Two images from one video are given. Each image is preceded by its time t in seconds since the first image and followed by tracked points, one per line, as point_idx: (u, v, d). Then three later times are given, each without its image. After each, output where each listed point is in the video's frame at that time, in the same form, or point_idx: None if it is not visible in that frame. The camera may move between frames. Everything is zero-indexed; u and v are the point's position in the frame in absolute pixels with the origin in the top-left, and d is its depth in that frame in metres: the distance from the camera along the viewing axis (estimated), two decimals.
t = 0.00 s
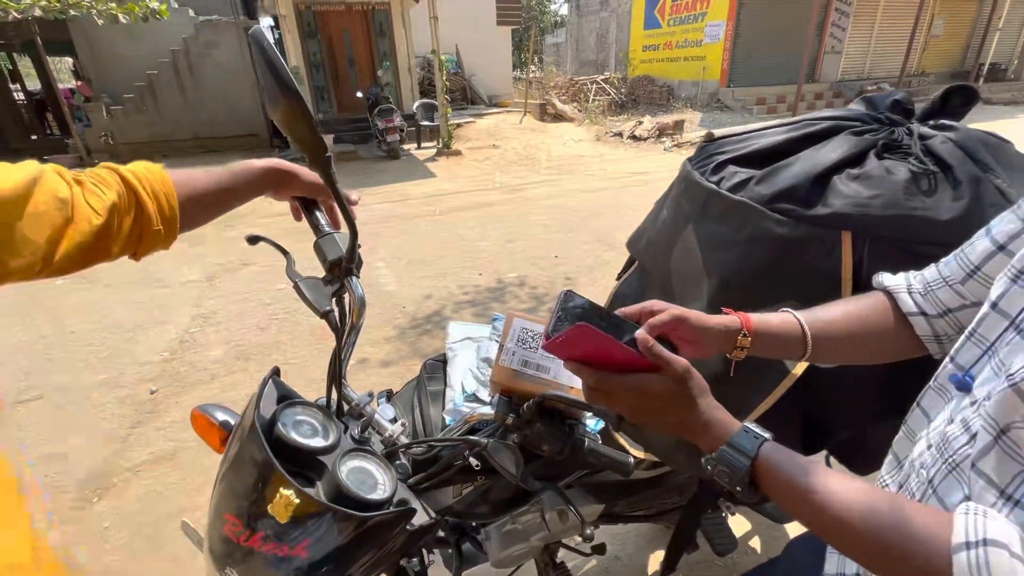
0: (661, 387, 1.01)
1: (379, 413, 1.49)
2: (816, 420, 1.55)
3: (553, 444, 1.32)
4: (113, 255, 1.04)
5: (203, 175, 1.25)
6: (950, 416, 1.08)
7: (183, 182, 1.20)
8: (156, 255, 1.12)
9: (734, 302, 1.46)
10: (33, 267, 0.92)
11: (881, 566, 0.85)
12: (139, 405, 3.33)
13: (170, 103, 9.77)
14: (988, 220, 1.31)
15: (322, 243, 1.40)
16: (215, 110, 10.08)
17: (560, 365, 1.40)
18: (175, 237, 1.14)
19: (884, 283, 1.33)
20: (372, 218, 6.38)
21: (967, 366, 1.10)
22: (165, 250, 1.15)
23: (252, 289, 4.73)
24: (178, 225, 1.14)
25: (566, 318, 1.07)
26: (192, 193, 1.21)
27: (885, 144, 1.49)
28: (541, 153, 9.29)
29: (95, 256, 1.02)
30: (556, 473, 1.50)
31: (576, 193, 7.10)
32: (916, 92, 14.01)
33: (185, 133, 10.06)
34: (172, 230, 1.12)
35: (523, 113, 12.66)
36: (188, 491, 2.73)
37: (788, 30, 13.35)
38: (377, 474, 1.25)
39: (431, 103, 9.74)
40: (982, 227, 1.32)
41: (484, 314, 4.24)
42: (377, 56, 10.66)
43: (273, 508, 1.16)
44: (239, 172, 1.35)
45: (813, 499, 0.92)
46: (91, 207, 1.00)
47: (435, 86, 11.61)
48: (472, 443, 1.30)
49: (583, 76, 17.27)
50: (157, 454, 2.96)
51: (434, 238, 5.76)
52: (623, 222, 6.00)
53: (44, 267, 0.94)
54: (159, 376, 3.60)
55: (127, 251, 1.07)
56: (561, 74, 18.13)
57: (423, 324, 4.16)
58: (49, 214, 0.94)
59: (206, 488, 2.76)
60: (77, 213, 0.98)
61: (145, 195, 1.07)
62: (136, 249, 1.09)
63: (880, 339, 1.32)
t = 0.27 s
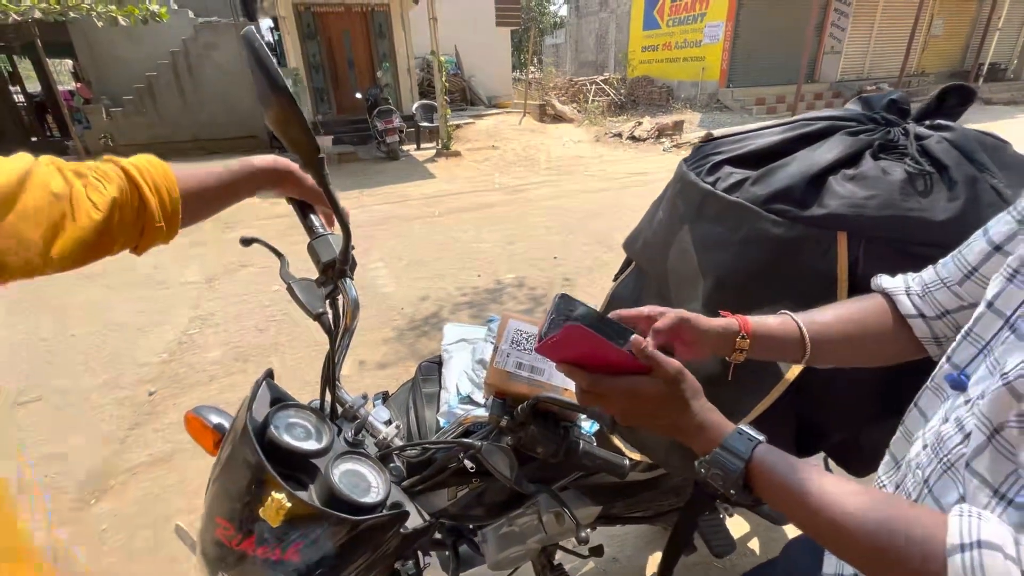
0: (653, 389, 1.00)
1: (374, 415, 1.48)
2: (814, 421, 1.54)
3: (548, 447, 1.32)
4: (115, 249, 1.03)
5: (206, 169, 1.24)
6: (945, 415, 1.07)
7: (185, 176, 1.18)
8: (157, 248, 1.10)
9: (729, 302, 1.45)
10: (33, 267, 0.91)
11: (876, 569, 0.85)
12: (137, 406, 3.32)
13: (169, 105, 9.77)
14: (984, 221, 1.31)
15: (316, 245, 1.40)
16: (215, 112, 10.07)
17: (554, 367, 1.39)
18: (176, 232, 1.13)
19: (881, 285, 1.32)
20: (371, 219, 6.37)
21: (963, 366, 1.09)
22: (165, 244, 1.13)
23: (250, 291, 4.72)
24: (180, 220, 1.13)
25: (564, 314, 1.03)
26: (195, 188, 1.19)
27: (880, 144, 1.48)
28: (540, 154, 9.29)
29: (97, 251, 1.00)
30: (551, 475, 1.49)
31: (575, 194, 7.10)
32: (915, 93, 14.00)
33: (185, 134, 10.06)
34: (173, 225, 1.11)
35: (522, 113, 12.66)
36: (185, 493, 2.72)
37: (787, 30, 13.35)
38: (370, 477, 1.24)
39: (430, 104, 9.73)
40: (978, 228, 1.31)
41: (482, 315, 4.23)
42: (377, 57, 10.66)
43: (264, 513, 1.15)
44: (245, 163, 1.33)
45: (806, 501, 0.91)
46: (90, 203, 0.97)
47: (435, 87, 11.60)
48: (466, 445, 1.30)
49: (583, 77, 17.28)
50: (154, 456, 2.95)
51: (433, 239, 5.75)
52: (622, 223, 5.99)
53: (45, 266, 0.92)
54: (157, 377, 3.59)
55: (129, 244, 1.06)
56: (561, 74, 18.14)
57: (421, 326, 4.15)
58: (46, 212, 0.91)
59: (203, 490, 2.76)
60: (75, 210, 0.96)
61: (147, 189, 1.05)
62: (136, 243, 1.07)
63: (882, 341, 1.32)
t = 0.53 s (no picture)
0: (652, 384, 1.00)
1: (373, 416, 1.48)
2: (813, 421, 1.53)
3: (547, 448, 1.32)
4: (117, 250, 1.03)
5: (207, 170, 1.24)
6: (946, 414, 1.07)
7: (186, 176, 1.18)
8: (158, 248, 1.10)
9: (728, 303, 1.45)
10: (36, 270, 0.90)
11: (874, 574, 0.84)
12: (135, 409, 3.31)
13: (167, 107, 9.76)
14: (984, 221, 1.30)
15: (314, 245, 1.39)
16: (213, 114, 10.07)
17: (553, 368, 1.38)
18: (177, 234, 1.13)
19: (906, 292, 1.32)
20: (370, 221, 6.37)
21: (965, 366, 1.09)
22: (166, 244, 1.13)
23: (249, 292, 4.72)
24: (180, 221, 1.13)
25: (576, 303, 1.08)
26: (196, 188, 1.19)
27: (879, 144, 1.48)
28: (539, 155, 9.29)
29: (99, 253, 1.00)
30: (551, 476, 1.49)
31: (574, 195, 7.10)
32: (913, 92, 14.02)
33: (183, 136, 10.05)
34: (174, 224, 1.11)
35: (521, 114, 12.67)
36: (183, 496, 2.71)
37: (785, 30, 13.36)
38: (368, 479, 1.24)
39: (429, 105, 9.73)
40: (977, 228, 1.31)
41: (481, 315, 4.23)
42: (375, 59, 10.66)
43: (263, 516, 1.14)
44: (246, 163, 1.32)
45: (804, 504, 0.90)
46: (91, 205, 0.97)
47: (433, 88, 11.60)
48: (465, 447, 1.29)
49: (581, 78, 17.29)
50: (152, 459, 2.94)
51: (431, 240, 5.75)
52: (621, 223, 5.99)
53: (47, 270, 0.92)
54: (155, 379, 3.58)
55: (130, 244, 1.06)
56: (560, 75, 18.14)
57: (420, 327, 4.15)
58: (45, 215, 0.91)
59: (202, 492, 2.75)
60: (76, 212, 0.95)
61: (148, 191, 1.05)
62: (138, 244, 1.07)
63: (906, 353, 1.32)
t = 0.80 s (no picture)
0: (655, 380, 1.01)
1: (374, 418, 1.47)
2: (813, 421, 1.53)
3: (548, 449, 1.32)
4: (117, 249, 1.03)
5: (210, 170, 1.23)
6: (954, 415, 1.07)
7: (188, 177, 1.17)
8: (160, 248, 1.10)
9: (728, 302, 1.45)
10: (35, 270, 0.90)
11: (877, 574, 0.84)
12: (135, 411, 3.31)
13: (167, 109, 9.76)
14: (985, 220, 1.30)
15: (313, 246, 1.38)
16: (213, 116, 10.07)
17: (554, 369, 1.37)
18: (179, 233, 1.12)
19: (915, 300, 1.30)
20: (369, 222, 6.37)
21: (973, 367, 1.09)
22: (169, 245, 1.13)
23: (249, 294, 4.71)
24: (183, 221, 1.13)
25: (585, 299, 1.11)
26: (198, 187, 1.19)
27: (879, 144, 1.48)
28: (538, 156, 9.29)
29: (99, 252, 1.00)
30: (552, 477, 1.49)
31: (573, 196, 7.10)
32: (911, 93, 14.03)
33: (182, 138, 10.05)
34: (177, 224, 1.11)
35: (520, 115, 12.68)
36: (183, 498, 2.71)
37: (783, 31, 13.38)
38: (369, 481, 1.24)
39: (428, 106, 9.73)
40: (978, 227, 1.31)
41: (480, 317, 4.23)
42: (374, 60, 10.68)
43: (263, 518, 1.14)
44: (250, 164, 1.32)
45: (805, 504, 0.90)
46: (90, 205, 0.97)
47: (432, 89, 11.60)
48: (466, 448, 1.29)
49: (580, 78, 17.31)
50: (151, 461, 2.94)
51: (431, 242, 5.75)
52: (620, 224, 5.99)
53: (45, 269, 0.91)
54: (154, 382, 3.58)
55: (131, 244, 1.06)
56: (558, 76, 18.16)
57: (419, 329, 4.15)
58: (44, 214, 0.91)
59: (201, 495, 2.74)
60: (75, 211, 0.95)
61: (151, 192, 1.05)
62: (140, 245, 1.07)
63: (913, 359, 1.31)
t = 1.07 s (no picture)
0: (655, 383, 1.01)
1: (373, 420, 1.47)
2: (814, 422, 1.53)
3: (549, 451, 1.32)
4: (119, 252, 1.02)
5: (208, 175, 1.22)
6: (954, 418, 1.07)
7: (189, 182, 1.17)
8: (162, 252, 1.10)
9: (728, 303, 1.44)
10: (40, 273, 0.90)
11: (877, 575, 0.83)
12: (135, 414, 3.31)
13: (167, 112, 9.78)
14: (984, 221, 1.30)
15: (312, 248, 1.38)
16: (213, 119, 10.09)
17: (554, 370, 1.37)
18: (182, 237, 1.13)
19: (912, 302, 1.32)
20: (369, 224, 6.37)
21: (973, 369, 1.09)
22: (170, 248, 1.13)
23: (249, 296, 4.71)
24: (186, 225, 1.13)
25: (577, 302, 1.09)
26: (198, 193, 1.18)
27: (878, 144, 1.48)
28: (538, 157, 9.30)
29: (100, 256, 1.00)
30: (551, 479, 1.49)
31: (572, 197, 7.10)
32: (910, 93, 14.04)
33: (182, 141, 10.06)
34: (178, 227, 1.11)
35: (519, 117, 12.69)
36: (183, 501, 2.70)
37: (782, 32, 13.39)
38: (370, 484, 1.24)
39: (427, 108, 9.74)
40: (977, 228, 1.30)
41: (480, 318, 4.23)
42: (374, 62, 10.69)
43: (263, 520, 1.13)
44: (249, 168, 1.32)
45: (805, 504, 0.90)
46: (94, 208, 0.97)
47: (432, 91, 11.62)
48: (466, 450, 1.28)
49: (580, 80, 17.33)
50: (152, 464, 2.93)
51: (431, 244, 5.75)
52: (620, 226, 5.99)
53: (51, 273, 0.91)
54: (155, 385, 3.57)
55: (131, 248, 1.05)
56: (558, 78, 18.18)
57: (419, 331, 4.15)
58: (50, 219, 0.90)
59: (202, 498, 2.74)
60: (80, 216, 0.95)
61: (153, 197, 1.05)
62: (141, 248, 1.07)
63: (909, 362, 1.33)
